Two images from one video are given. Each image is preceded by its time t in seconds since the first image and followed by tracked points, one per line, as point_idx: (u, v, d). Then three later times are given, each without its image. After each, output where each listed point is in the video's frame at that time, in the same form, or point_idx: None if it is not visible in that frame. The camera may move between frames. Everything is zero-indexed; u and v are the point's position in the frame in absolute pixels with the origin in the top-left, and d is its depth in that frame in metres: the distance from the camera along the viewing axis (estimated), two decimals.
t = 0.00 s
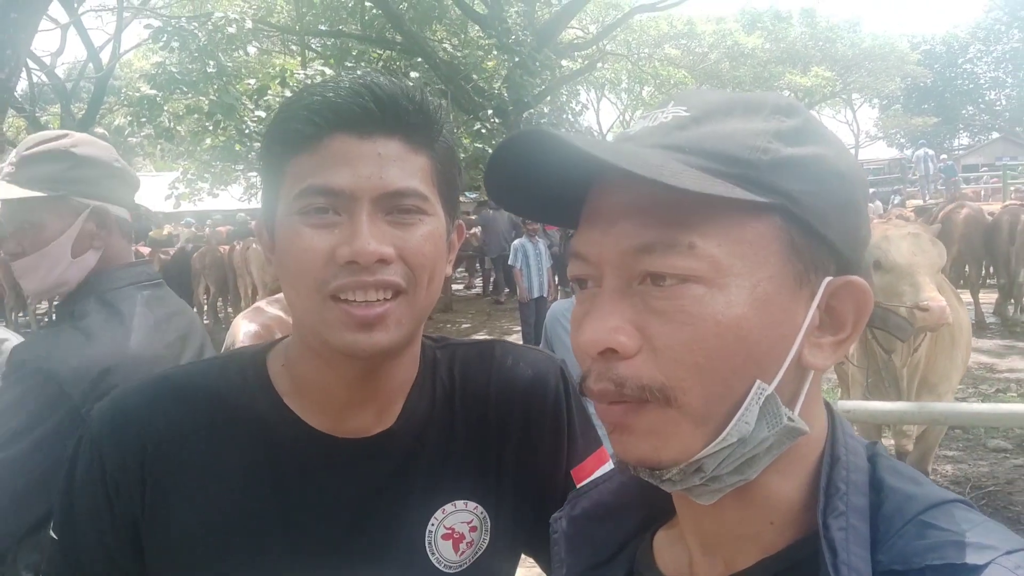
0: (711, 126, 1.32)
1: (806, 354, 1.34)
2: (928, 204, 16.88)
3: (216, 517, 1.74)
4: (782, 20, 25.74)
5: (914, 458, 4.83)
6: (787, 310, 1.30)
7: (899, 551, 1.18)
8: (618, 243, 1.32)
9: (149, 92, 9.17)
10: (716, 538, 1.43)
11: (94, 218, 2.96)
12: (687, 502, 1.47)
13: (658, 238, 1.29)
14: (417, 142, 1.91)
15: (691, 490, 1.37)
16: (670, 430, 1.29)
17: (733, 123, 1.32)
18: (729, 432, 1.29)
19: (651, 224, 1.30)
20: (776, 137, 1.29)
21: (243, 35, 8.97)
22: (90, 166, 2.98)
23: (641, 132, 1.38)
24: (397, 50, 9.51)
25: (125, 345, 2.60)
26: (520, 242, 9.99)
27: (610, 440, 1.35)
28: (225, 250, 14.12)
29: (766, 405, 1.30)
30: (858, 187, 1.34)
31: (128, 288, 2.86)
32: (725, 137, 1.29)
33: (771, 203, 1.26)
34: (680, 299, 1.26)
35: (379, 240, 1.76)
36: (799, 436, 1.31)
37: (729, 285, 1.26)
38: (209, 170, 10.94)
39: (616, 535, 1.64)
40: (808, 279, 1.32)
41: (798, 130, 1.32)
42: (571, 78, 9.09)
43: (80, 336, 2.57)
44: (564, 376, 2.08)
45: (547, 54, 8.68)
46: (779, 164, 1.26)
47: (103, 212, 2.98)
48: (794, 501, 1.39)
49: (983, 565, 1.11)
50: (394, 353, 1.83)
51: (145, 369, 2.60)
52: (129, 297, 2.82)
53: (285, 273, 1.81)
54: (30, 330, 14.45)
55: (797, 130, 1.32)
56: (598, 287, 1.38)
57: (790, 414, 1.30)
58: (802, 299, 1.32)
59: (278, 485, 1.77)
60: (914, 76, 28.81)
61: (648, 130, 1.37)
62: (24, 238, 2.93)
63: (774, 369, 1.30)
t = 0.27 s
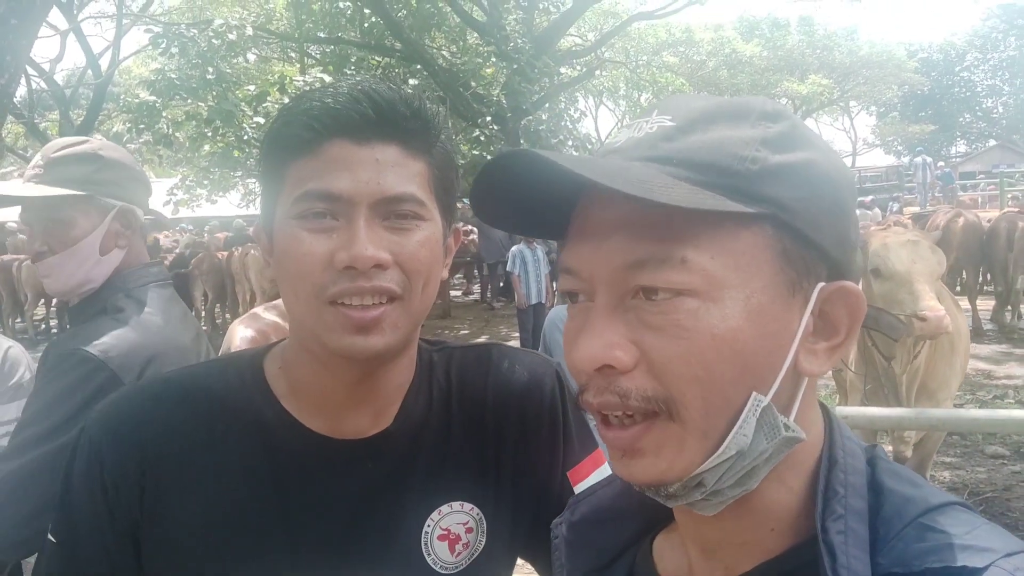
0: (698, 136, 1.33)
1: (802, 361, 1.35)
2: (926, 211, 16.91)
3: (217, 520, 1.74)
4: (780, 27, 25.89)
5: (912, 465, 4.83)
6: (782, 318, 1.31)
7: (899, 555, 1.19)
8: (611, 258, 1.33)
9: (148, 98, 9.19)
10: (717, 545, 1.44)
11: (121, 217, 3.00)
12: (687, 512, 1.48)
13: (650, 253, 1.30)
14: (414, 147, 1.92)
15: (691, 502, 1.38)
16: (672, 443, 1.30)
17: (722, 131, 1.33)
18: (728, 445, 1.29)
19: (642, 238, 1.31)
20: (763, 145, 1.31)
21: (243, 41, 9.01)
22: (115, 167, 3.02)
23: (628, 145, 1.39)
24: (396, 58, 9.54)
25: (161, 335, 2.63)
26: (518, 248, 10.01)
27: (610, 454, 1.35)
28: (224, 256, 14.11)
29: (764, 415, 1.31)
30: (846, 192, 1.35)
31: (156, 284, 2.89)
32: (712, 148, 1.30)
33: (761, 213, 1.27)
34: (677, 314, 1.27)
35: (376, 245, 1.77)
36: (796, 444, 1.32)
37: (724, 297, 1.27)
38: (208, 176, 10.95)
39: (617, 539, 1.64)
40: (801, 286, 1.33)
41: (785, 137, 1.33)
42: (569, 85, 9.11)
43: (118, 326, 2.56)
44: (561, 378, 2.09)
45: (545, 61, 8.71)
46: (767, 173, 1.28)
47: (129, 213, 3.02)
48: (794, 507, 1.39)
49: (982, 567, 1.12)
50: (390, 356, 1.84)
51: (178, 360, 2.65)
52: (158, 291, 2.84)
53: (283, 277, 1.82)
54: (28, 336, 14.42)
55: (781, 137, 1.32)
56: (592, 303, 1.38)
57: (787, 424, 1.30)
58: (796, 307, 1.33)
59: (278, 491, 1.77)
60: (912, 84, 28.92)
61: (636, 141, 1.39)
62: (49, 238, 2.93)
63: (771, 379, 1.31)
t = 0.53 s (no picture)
0: (698, 138, 1.32)
1: (801, 361, 1.34)
2: (921, 205, 16.95)
3: (213, 521, 1.74)
4: (776, 22, 25.87)
5: (909, 460, 4.85)
6: (782, 318, 1.30)
7: (899, 556, 1.19)
8: (609, 259, 1.32)
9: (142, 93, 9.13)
10: (717, 546, 1.44)
11: (128, 216, 2.99)
12: (686, 513, 1.47)
13: (649, 255, 1.29)
14: (418, 149, 1.90)
15: (692, 502, 1.38)
16: (673, 443, 1.29)
17: (721, 132, 1.32)
18: (728, 445, 1.29)
19: (642, 240, 1.30)
20: (761, 146, 1.30)
21: (238, 35, 8.95)
22: (121, 165, 3.02)
23: (626, 146, 1.39)
24: (391, 52, 9.50)
25: (169, 333, 2.62)
26: (515, 243, 10.01)
27: (610, 456, 1.34)
28: (220, 251, 14.07)
29: (766, 414, 1.31)
30: (845, 194, 1.35)
31: (163, 283, 2.88)
32: (712, 148, 1.30)
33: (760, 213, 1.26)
34: (677, 314, 1.26)
35: (384, 249, 1.76)
36: (798, 445, 1.31)
37: (723, 298, 1.26)
38: (203, 171, 10.91)
39: (618, 540, 1.65)
40: (801, 286, 1.33)
41: (783, 138, 1.32)
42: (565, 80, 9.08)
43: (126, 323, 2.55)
44: (552, 376, 2.09)
45: (541, 55, 8.68)
46: (768, 173, 1.27)
47: (135, 212, 3.01)
48: (792, 507, 1.40)
49: (982, 567, 1.12)
50: (390, 358, 1.83)
51: (185, 357, 2.64)
52: (165, 289, 2.84)
53: (284, 277, 1.80)
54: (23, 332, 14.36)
55: (779, 138, 1.32)
56: (591, 304, 1.37)
57: (789, 423, 1.30)
58: (796, 307, 1.33)
59: (273, 491, 1.76)
60: (907, 78, 28.94)
61: (634, 142, 1.38)
62: (56, 237, 2.91)
63: (772, 380, 1.31)
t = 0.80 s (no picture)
0: (698, 134, 1.32)
1: (796, 358, 1.34)
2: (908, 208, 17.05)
3: (197, 520, 1.72)
4: (765, 24, 26.01)
5: (897, 461, 4.87)
6: (777, 315, 1.30)
7: (894, 556, 1.19)
8: (605, 254, 1.32)
9: (130, 90, 9.06)
10: (711, 546, 1.44)
11: (122, 211, 2.97)
12: (681, 513, 1.47)
13: (645, 249, 1.29)
14: (422, 155, 1.90)
15: (686, 501, 1.38)
16: (667, 438, 1.29)
17: (721, 129, 1.32)
18: (723, 440, 1.29)
19: (638, 234, 1.30)
20: (757, 144, 1.30)
21: (226, 32, 8.89)
22: (114, 158, 2.98)
23: (623, 143, 1.39)
24: (381, 51, 9.48)
25: (156, 332, 2.60)
26: (505, 242, 10.00)
27: (604, 451, 1.34)
28: (207, 250, 13.98)
29: (760, 411, 1.30)
30: (840, 197, 1.36)
31: (153, 281, 2.86)
32: (709, 143, 1.30)
33: (756, 208, 1.26)
34: (672, 307, 1.26)
35: (393, 255, 1.76)
36: (793, 442, 1.32)
37: (719, 292, 1.26)
38: (191, 168, 10.84)
39: (611, 542, 1.65)
40: (796, 282, 1.33)
41: (781, 136, 1.32)
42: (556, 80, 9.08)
43: (112, 321, 2.53)
44: (535, 377, 2.09)
45: (532, 55, 8.68)
46: (764, 169, 1.27)
47: (128, 208, 2.98)
48: (785, 507, 1.40)
49: (976, 568, 1.11)
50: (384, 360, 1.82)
51: (171, 357, 2.61)
52: (153, 288, 2.82)
53: (286, 277, 1.77)
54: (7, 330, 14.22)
55: (774, 136, 1.32)
56: (588, 299, 1.37)
57: (783, 420, 1.30)
58: (791, 303, 1.33)
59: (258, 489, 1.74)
60: (895, 82, 29.13)
61: (630, 140, 1.38)
62: (48, 230, 2.89)
63: (766, 377, 1.31)
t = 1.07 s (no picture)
0: (704, 135, 1.34)
1: (801, 361, 1.36)
2: (908, 208, 17.06)
3: (201, 521, 1.73)
4: (765, 25, 26.04)
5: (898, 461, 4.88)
6: (782, 316, 1.32)
7: (896, 557, 1.20)
8: (612, 256, 1.33)
9: (131, 91, 9.06)
10: (714, 546, 1.45)
11: (121, 211, 2.98)
12: (683, 514, 1.48)
13: (651, 249, 1.30)
14: (415, 150, 1.92)
15: (690, 502, 1.39)
16: (672, 439, 1.30)
17: (724, 130, 1.34)
18: (728, 442, 1.30)
19: (643, 236, 1.31)
20: (765, 146, 1.31)
21: (227, 32, 8.89)
22: (113, 159, 2.99)
23: (629, 142, 1.39)
24: (381, 52, 9.48)
25: (153, 332, 2.61)
26: (505, 243, 10.02)
27: (608, 451, 1.35)
28: (208, 250, 13.99)
29: (765, 413, 1.32)
30: (845, 199, 1.37)
31: (152, 281, 2.88)
32: (716, 144, 1.31)
33: (761, 210, 1.28)
34: (679, 308, 1.27)
35: (376, 238, 1.76)
36: (797, 444, 1.33)
37: (726, 293, 1.27)
38: (191, 169, 10.84)
39: (613, 542, 1.66)
40: (802, 285, 1.34)
41: (787, 138, 1.34)
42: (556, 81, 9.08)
43: (111, 321, 2.54)
44: (537, 378, 2.11)
45: (532, 56, 8.68)
46: (770, 171, 1.29)
47: (128, 207, 2.99)
48: (788, 508, 1.41)
49: (979, 568, 1.12)
50: (378, 354, 1.82)
51: (169, 358, 2.62)
52: (153, 288, 2.83)
53: (276, 266, 1.79)
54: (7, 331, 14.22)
55: (782, 138, 1.34)
56: (593, 300, 1.38)
57: (787, 423, 1.32)
58: (796, 304, 1.34)
59: (261, 492, 1.75)
60: (894, 82, 29.15)
61: (636, 140, 1.38)
62: (46, 229, 2.89)
63: (771, 378, 1.32)
